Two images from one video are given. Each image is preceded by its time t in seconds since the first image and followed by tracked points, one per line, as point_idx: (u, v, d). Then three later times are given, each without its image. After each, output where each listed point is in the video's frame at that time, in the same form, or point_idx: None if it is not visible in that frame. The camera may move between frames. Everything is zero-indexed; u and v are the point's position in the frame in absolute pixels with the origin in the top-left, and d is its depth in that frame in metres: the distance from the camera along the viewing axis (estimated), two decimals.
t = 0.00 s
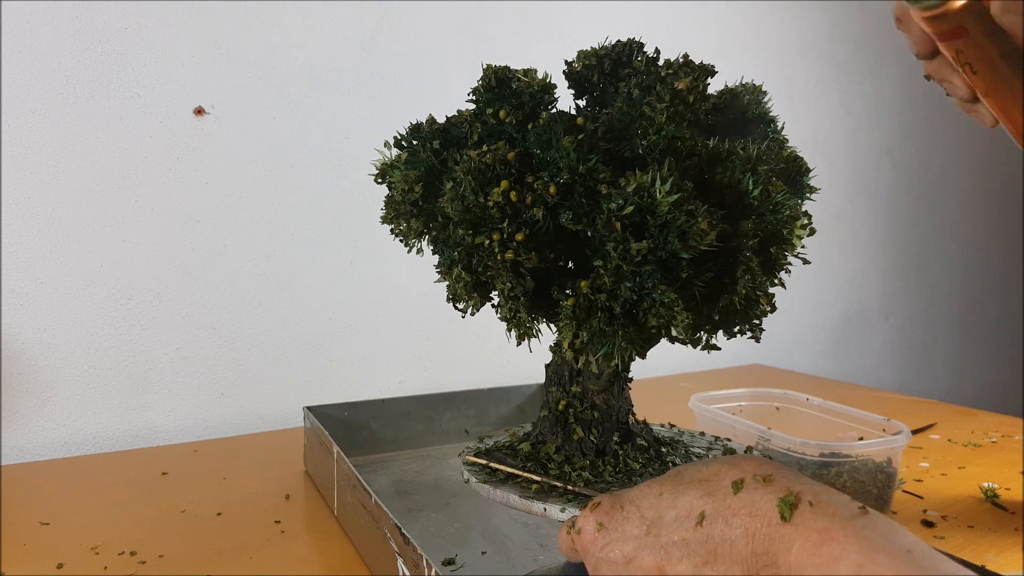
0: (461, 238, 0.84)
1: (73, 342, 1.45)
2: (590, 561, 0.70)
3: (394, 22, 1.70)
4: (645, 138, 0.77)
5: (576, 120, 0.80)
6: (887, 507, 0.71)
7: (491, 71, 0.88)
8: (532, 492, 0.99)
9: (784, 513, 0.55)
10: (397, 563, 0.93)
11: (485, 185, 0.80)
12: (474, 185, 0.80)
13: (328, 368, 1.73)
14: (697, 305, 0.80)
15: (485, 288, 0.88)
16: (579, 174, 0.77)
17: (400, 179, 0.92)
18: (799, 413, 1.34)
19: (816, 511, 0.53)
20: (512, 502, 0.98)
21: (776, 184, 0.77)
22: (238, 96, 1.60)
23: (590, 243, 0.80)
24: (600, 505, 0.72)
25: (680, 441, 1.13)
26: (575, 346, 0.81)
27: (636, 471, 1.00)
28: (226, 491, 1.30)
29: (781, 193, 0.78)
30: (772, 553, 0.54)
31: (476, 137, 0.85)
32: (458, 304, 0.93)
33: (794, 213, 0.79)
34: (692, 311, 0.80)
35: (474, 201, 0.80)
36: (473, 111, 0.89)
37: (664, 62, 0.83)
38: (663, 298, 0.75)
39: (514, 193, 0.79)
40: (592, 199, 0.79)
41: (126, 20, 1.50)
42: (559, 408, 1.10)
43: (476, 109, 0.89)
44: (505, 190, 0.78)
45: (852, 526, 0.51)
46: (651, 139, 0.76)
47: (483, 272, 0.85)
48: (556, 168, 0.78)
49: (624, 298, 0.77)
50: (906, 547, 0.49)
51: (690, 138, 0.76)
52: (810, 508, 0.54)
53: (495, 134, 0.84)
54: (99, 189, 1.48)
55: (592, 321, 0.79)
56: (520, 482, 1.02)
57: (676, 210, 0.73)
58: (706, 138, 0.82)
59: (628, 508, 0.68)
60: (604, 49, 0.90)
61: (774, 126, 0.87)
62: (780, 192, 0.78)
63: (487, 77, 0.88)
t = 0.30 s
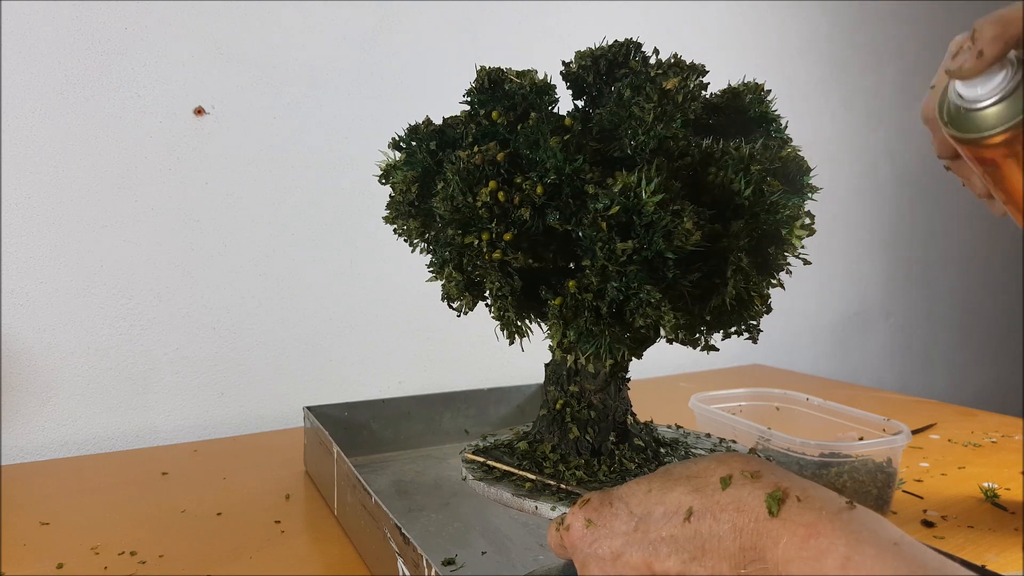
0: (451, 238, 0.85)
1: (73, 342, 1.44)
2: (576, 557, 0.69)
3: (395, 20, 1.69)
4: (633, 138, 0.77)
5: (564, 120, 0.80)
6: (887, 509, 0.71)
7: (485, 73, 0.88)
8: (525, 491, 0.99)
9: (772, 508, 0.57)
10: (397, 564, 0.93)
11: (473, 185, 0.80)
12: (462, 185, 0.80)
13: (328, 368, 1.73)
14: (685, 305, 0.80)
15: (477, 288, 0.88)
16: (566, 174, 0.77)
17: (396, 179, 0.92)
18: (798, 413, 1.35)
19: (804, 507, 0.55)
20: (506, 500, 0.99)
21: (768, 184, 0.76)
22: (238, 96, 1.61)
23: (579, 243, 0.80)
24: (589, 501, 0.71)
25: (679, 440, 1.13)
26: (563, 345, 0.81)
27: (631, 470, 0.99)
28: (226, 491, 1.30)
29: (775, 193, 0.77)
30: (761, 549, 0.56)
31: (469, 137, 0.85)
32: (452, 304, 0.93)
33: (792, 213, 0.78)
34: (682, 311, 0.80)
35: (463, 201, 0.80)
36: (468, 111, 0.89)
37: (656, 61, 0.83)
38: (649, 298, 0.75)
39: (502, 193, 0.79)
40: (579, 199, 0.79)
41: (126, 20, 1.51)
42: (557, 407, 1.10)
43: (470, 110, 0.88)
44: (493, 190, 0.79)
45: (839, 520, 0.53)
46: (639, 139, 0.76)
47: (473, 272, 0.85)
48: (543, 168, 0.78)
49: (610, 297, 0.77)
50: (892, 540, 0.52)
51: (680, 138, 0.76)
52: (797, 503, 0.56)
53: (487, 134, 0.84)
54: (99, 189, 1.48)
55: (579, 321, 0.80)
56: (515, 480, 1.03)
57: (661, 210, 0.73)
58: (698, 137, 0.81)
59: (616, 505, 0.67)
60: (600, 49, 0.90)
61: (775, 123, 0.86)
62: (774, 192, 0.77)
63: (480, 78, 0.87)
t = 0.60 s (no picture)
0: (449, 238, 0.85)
1: (73, 342, 1.44)
2: (575, 554, 0.71)
3: (397, 19, 1.68)
4: (630, 138, 0.77)
5: (560, 120, 0.80)
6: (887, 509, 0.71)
7: (484, 74, 0.88)
8: (523, 490, 1.00)
9: (768, 503, 0.57)
10: (398, 564, 0.93)
11: (470, 186, 0.81)
12: (460, 186, 0.81)
13: (329, 368, 1.73)
14: (683, 306, 0.79)
15: (475, 288, 0.89)
16: (562, 174, 0.77)
17: (396, 180, 0.93)
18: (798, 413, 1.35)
19: (801, 502, 0.55)
20: (504, 499, 1.00)
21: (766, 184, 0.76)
22: (238, 96, 1.62)
23: (576, 243, 0.81)
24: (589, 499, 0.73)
25: (679, 440, 1.13)
26: (559, 345, 0.82)
27: (630, 468, 0.99)
28: (226, 490, 1.30)
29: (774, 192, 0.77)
30: (759, 543, 0.55)
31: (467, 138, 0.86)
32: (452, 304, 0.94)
33: (794, 213, 0.78)
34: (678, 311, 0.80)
35: (460, 201, 0.81)
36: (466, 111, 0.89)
37: (654, 61, 0.82)
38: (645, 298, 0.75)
39: (499, 194, 0.79)
40: (576, 199, 0.79)
41: (127, 20, 1.53)
42: (556, 407, 1.11)
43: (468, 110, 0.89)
44: (489, 191, 0.79)
45: (836, 515, 0.53)
46: (635, 139, 0.76)
47: (471, 272, 0.86)
48: (540, 168, 0.79)
49: (606, 296, 0.77)
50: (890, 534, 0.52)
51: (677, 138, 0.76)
52: (795, 499, 0.56)
53: (485, 135, 0.84)
54: (99, 189, 1.49)
55: (575, 320, 0.81)
56: (513, 480, 1.03)
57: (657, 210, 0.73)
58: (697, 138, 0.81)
59: (614, 502, 0.69)
60: (600, 49, 0.90)
61: (774, 124, 0.86)
62: (773, 192, 0.77)
63: (478, 79, 0.87)
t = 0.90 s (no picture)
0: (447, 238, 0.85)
1: (73, 342, 1.43)
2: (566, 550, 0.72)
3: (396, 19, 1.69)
4: (628, 138, 0.77)
5: (557, 120, 0.80)
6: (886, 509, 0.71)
7: (483, 74, 0.88)
8: (521, 489, 1.00)
9: (763, 502, 0.57)
10: (397, 564, 0.93)
11: (467, 186, 0.81)
12: (457, 185, 0.81)
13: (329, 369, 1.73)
14: (680, 307, 0.79)
15: (473, 288, 0.89)
16: (559, 175, 0.77)
17: (396, 179, 0.93)
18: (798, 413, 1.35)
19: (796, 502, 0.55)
20: (501, 498, 1.00)
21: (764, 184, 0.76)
22: (239, 96, 1.61)
23: (574, 243, 0.81)
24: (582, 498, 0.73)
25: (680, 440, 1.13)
26: (556, 344, 0.82)
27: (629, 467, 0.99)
28: (226, 490, 1.30)
29: (772, 193, 0.77)
30: (751, 542, 0.55)
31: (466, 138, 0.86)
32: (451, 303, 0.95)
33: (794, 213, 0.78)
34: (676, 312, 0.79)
35: (457, 201, 0.81)
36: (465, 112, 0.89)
37: (652, 61, 0.82)
38: (641, 297, 0.75)
39: (496, 193, 0.79)
40: (573, 199, 0.79)
41: (127, 20, 1.53)
42: (555, 406, 1.11)
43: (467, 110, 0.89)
44: (486, 190, 0.79)
45: (832, 515, 0.53)
46: (632, 140, 0.76)
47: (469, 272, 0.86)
48: (537, 168, 0.79)
49: (603, 296, 0.77)
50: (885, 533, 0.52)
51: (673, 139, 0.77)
52: (789, 498, 0.57)
53: (483, 135, 0.84)
54: (99, 189, 1.49)
55: (572, 320, 0.81)
56: (513, 479, 1.03)
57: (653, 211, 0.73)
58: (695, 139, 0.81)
59: (608, 498, 0.70)
60: (599, 49, 0.90)
61: (776, 124, 0.85)
62: (771, 193, 0.77)
63: (477, 79, 0.87)
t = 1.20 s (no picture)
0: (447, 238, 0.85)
1: (73, 342, 1.44)
2: (559, 449, 0.79)
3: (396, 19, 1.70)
4: (628, 139, 0.77)
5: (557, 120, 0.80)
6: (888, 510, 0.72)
7: (483, 74, 0.88)
8: (522, 489, 0.97)
9: (763, 461, 0.62)
10: (397, 564, 0.93)
11: (468, 186, 0.81)
12: (457, 185, 0.81)
13: (329, 368, 1.72)
14: (682, 307, 0.79)
15: (473, 288, 0.89)
16: (559, 174, 0.78)
17: (396, 180, 0.92)
18: (798, 413, 1.35)
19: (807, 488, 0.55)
20: (501, 497, 0.97)
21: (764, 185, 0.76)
22: (239, 96, 1.61)
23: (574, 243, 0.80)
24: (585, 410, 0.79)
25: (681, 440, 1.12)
26: (556, 344, 0.81)
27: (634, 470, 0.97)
28: (226, 491, 1.30)
29: (772, 193, 0.77)
30: (740, 496, 0.62)
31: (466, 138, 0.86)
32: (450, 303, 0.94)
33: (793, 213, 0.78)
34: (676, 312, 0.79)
35: (456, 201, 0.81)
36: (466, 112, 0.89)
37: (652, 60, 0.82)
38: (642, 297, 0.74)
39: (496, 193, 0.80)
40: (573, 199, 0.79)
41: (127, 21, 1.53)
42: (556, 406, 1.11)
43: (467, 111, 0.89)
44: (486, 190, 0.79)
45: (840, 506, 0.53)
46: (632, 140, 0.77)
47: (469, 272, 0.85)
48: (537, 168, 0.79)
49: (603, 295, 0.77)
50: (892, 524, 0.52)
51: (673, 140, 0.77)
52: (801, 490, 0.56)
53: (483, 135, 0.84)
54: (99, 189, 1.49)
55: (572, 320, 0.80)
56: (513, 478, 1.00)
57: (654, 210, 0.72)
58: (695, 139, 0.81)
59: (620, 418, 0.76)
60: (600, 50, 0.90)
61: (776, 124, 0.85)
62: (771, 193, 0.77)
63: (477, 79, 0.88)
